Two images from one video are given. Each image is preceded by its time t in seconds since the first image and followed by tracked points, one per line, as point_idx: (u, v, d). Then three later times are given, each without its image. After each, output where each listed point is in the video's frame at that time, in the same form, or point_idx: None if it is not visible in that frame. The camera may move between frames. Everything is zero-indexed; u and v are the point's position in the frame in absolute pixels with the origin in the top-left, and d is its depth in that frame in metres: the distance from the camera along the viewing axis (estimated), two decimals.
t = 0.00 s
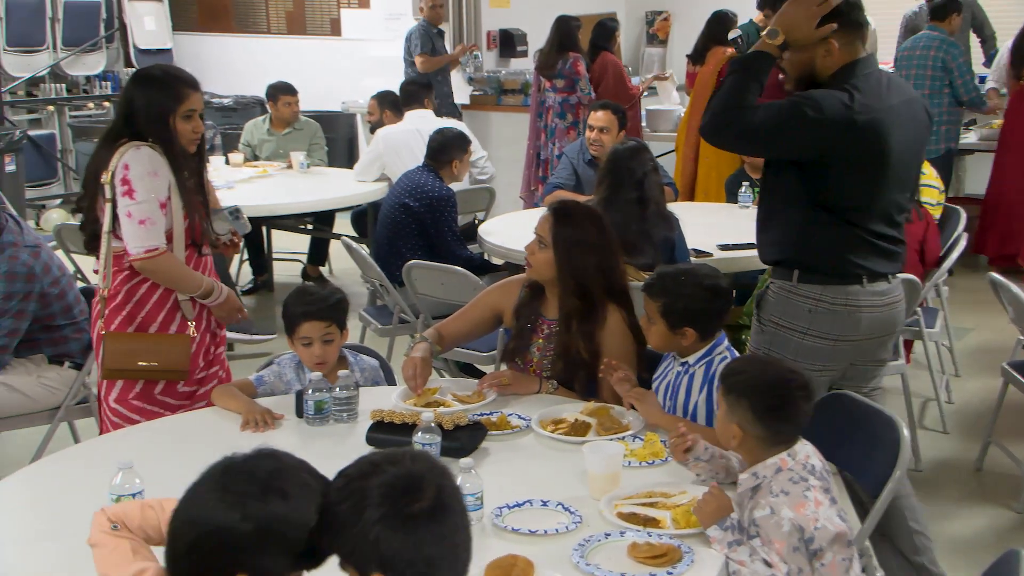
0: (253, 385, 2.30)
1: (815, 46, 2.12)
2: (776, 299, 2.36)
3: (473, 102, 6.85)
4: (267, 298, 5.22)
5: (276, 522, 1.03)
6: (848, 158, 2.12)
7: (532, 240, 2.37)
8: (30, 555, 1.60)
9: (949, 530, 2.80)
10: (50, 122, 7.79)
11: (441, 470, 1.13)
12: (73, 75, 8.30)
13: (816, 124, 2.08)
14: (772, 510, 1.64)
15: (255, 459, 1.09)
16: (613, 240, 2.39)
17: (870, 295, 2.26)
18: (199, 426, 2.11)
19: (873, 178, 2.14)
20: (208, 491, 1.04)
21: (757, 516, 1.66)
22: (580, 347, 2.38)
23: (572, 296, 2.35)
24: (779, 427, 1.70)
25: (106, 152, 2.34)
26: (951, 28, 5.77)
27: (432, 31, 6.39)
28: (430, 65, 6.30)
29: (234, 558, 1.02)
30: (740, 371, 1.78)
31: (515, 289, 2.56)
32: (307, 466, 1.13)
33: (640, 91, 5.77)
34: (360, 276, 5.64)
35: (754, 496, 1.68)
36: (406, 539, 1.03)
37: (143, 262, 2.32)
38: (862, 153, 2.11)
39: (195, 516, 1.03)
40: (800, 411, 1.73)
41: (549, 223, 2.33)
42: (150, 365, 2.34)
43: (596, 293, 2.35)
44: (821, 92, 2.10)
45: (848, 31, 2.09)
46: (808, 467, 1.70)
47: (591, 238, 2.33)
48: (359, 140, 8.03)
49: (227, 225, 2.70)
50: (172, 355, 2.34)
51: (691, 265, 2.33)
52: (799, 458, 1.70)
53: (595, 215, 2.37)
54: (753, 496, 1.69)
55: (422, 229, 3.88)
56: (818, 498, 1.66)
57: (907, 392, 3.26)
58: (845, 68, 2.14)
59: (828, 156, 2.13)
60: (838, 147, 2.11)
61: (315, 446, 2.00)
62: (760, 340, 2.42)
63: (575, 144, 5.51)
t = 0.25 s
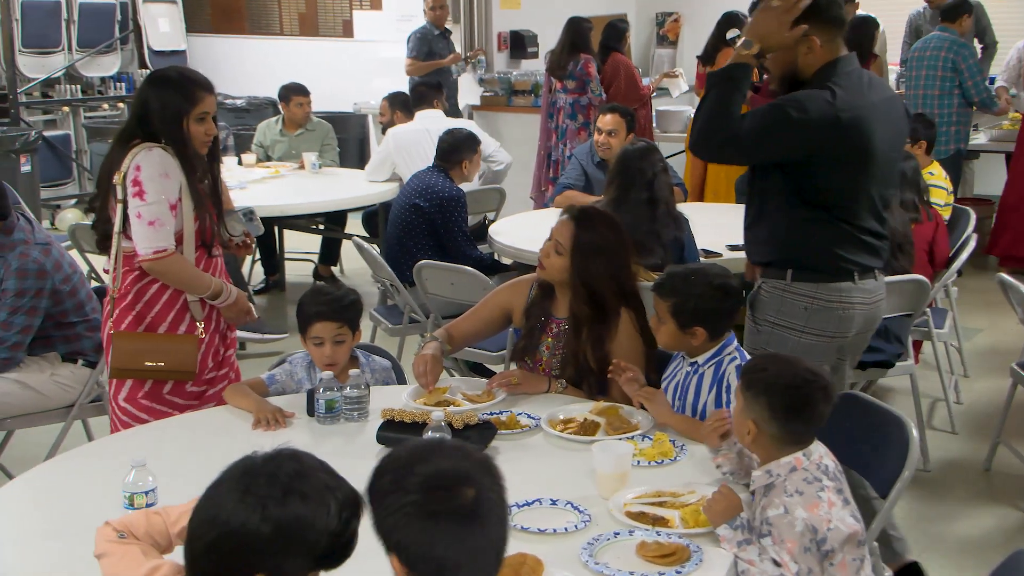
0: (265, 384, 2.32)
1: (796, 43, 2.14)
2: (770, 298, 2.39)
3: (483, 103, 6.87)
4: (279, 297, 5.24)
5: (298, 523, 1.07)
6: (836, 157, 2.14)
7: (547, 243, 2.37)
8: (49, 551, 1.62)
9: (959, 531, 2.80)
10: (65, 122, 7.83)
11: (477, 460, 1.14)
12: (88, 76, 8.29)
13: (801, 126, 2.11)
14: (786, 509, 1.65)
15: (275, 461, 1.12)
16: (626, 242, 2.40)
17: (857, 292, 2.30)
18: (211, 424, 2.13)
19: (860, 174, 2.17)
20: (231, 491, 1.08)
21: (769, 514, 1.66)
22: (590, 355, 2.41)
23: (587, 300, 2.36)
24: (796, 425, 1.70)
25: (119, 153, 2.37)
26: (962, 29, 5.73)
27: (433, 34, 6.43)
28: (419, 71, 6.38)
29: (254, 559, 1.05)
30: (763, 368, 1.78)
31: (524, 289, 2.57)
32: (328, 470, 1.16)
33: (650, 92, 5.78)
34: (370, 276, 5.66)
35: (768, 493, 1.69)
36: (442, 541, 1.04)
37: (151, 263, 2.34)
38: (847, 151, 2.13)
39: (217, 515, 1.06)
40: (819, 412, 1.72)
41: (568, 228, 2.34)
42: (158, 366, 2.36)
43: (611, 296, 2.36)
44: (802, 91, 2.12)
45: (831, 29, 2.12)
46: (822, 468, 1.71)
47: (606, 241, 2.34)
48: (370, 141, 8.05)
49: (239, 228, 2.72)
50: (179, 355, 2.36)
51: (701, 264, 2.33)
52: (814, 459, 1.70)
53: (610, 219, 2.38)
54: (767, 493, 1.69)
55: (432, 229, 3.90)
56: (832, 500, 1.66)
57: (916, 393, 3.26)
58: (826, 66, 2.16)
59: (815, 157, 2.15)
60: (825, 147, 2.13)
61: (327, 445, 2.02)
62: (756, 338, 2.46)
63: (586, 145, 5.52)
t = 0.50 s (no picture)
0: (270, 383, 2.33)
1: (778, 39, 2.24)
2: (762, 296, 2.56)
3: (486, 104, 6.88)
4: (283, 297, 5.26)
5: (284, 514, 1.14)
6: (825, 157, 2.27)
7: (557, 266, 2.37)
8: (53, 546, 1.64)
9: (959, 530, 2.81)
10: (71, 123, 7.85)
11: (517, 460, 1.17)
12: (94, 77, 8.33)
13: (796, 128, 2.22)
14: (785, 508, 1.66)
15: (257, 452, 1.19)
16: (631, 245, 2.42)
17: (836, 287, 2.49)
18: (216, 423, 2.14)
19: (849, 167, 2.29)
20: (217, 486, 1.14)
21: (769, 513, 1.67)
22: (599, 358, 2.42)
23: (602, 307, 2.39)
24: (796, 427, 1.71)
25: (122, 154, 2.38)
26: (964, 30, 5.72)
27: (424, 37, 6.47)
28: (400, 71, 6.39)
29: (245, 549, 1.12)
30: (766, 366, 1.78)
31: (527, 288, 2.59)
32: (310, 456, 1.24)
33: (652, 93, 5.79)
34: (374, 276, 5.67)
35: (766, 492, 1.70)
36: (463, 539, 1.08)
37: (153, 263, 2.35)
38: (837, 147, 2.26)
39: (203, 511, 1.13)
40: (819, 417, 1.72)
41: (578, 245, 2.35)
42: (161, 366, 2.36)
43: (622, 301, 2.38)
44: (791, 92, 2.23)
45: (812, 26, 2.23)
46: (822, 467, 1.72)
47: (612, 245, 2.36)
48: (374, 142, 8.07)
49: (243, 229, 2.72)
50: (182, 356, 2.37)
51: (703, 263, 2.33)
52: (813, 459, 1.71)
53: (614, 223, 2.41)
54: (766, 492, 1.70)
55: (436, 229, 3.91)
56: (831, 499, 1.67)
57: (918, 393, 3.27)
58: (805, 62, 2.27)
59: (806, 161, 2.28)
60: (816, 144, 2.25)
61: (332, 443, 2.03)
62: (750, 333, 2.64)
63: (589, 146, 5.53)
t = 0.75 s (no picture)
0: (278, 382, 2.35)
1: (768, 38, 2.30)
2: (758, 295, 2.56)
3: (492, 104, 6.89)
4: (290, 297, 5.27)
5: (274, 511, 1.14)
6: (823, 156, 2.31)
7: (561, 273, 2.37)
8: (59, 544, 1.65)
9: (963, 530, 2.81)
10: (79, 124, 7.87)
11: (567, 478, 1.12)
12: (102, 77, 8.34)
13: (800, 131, 2.25)
14: (788, 508, 1.67)
15: (249, 449, 1.20)
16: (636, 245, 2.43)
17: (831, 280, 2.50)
18: (223, 421, 2.16)
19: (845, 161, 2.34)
20: (208, 485, 1.16)
21: (772, 513, 1.68)
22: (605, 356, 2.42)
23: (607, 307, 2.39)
24: (798, 429, 1.71)
25: (127, 155, 2.39)
26: (968, 31, 5.74)
27: (417, 39, 6.55)
28: (390, 73, 6.44)
29: (243, 546, 1.13)
30: (770, 365, 1.79)
31: (533, 289, 2.59)
32: (299, 452, 1.25)
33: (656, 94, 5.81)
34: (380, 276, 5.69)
35: (769, 492, 1.70)
36: (490, 543, 1.06)
37: (159, 264, 2.37)
38: (835, 144, 2.31)
39: (195, 510, 1.14)
40: (821, 417, 1.73)
41: (577, 243, 2.36)
42: (169, 366, 2.38)
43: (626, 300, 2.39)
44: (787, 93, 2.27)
45: (801, 27, 2.29)
46: (825, 467, 1.73)
47: (618, 244, 2.37)
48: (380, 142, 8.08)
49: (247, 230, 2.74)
50: (190, 356, 2.38)
51: (708, 262, 2.33)
52: (817, 458, 1.72)
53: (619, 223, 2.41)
54: (769, 492, 1.71)
55: (441, 229, 3.92)
56: (834, 499, 1.68)
57: (922, 393, 3.28)
58: (794, 61, 2.32)
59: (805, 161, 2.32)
60: (816, 143, 2.29)
61: (338, 442, 2.04)
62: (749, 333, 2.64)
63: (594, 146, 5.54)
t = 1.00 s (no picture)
0: (287, 380, 2.36)
1: (752, 44, 2.38)
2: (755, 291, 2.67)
3: (498, 105, 6.89)
4: (298, 297, 5.29)
5: (275, 510, 1.15)
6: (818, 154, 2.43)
7: (567, 268, 2.40)
8: (68, 540, 1.67)
9: (968, 530, 2.81)
10: (89, 125, 7.90)
11: (611, 475, 1.14)
12: (112, 79, 8.45)
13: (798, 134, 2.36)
14: (793, 507, 1.67)
15: (247, 448, 1.21)
16: (642, 246, 2.45)
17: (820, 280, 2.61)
18: (231, 421, 2.17)
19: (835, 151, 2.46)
20: (205, 484, 1.16)
21: (777, 512, 1.68)
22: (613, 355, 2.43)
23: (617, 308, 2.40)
24: (799, 426, 1.72)
25: (135, 157, 2.40)
26: (974, 32, 5.72)
27: (407, 42, 6.70)
28: (377, 75, 6.59)
29: (237, 544, 1.13)
30: (779, 361, 1.80)
31: (540, 289, 2.61)
32: (300, 452, 1.25)
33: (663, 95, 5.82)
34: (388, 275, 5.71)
35: (775, 491, 1.71)
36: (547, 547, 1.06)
37: (169, 265, 2.38)
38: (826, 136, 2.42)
39: (193, 507, 1.15)
40: (825, 417, 1.73)
41: (580, 241, 2.38)
42: (180, 366, 2.39)
43: (634, 301, 2.40)
44: (778, 96, 2.37)
45: (782, 32, 2.37)
46: (832, 468, 1.73)
47: (624, 244, 2.39)
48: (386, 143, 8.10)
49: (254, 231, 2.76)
50: (201, 356, 2.40)
51: (714, 262, 2.34)
52: (823, 458, 1.72)
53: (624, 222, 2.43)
54: (775, 492, 1.71)
55: (447, 229, 3.94)
56: (840, 499, 1.68)
57: (927, 392, 3.28)
58: (777, 65, 2.41)
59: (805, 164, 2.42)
60: (810, 141, 2.40)
61: (346, 441, 2.05)
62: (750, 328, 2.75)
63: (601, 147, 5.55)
